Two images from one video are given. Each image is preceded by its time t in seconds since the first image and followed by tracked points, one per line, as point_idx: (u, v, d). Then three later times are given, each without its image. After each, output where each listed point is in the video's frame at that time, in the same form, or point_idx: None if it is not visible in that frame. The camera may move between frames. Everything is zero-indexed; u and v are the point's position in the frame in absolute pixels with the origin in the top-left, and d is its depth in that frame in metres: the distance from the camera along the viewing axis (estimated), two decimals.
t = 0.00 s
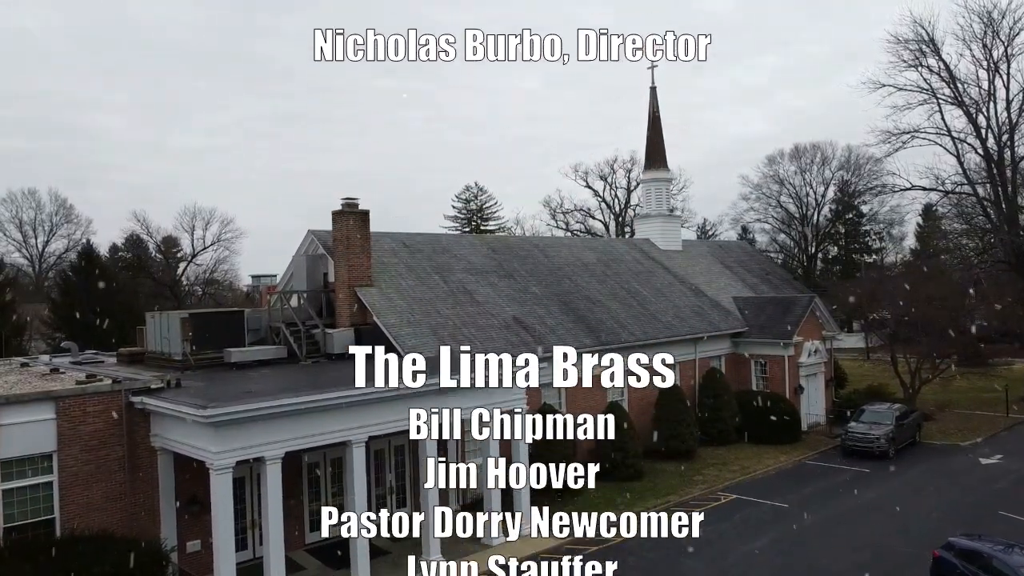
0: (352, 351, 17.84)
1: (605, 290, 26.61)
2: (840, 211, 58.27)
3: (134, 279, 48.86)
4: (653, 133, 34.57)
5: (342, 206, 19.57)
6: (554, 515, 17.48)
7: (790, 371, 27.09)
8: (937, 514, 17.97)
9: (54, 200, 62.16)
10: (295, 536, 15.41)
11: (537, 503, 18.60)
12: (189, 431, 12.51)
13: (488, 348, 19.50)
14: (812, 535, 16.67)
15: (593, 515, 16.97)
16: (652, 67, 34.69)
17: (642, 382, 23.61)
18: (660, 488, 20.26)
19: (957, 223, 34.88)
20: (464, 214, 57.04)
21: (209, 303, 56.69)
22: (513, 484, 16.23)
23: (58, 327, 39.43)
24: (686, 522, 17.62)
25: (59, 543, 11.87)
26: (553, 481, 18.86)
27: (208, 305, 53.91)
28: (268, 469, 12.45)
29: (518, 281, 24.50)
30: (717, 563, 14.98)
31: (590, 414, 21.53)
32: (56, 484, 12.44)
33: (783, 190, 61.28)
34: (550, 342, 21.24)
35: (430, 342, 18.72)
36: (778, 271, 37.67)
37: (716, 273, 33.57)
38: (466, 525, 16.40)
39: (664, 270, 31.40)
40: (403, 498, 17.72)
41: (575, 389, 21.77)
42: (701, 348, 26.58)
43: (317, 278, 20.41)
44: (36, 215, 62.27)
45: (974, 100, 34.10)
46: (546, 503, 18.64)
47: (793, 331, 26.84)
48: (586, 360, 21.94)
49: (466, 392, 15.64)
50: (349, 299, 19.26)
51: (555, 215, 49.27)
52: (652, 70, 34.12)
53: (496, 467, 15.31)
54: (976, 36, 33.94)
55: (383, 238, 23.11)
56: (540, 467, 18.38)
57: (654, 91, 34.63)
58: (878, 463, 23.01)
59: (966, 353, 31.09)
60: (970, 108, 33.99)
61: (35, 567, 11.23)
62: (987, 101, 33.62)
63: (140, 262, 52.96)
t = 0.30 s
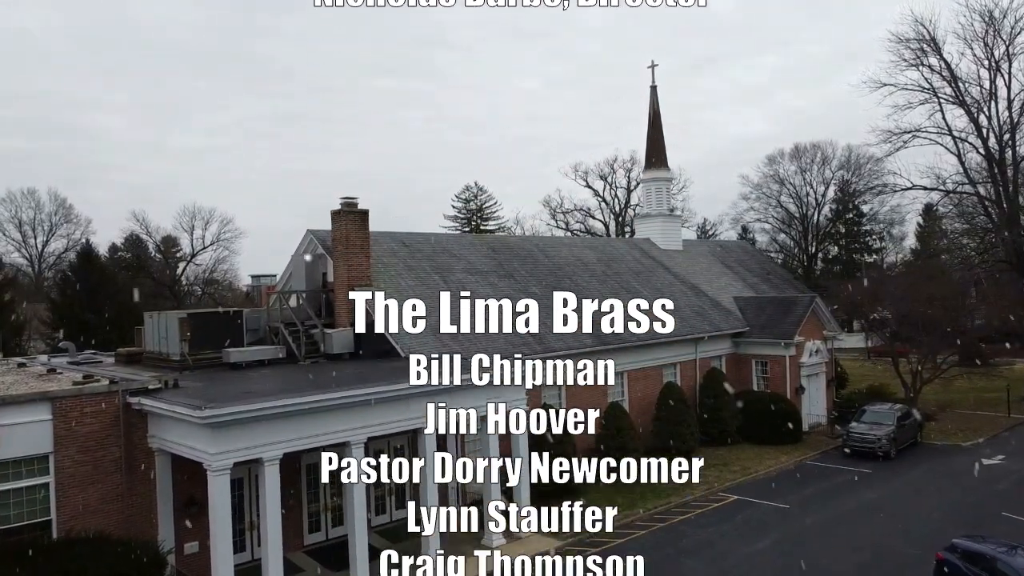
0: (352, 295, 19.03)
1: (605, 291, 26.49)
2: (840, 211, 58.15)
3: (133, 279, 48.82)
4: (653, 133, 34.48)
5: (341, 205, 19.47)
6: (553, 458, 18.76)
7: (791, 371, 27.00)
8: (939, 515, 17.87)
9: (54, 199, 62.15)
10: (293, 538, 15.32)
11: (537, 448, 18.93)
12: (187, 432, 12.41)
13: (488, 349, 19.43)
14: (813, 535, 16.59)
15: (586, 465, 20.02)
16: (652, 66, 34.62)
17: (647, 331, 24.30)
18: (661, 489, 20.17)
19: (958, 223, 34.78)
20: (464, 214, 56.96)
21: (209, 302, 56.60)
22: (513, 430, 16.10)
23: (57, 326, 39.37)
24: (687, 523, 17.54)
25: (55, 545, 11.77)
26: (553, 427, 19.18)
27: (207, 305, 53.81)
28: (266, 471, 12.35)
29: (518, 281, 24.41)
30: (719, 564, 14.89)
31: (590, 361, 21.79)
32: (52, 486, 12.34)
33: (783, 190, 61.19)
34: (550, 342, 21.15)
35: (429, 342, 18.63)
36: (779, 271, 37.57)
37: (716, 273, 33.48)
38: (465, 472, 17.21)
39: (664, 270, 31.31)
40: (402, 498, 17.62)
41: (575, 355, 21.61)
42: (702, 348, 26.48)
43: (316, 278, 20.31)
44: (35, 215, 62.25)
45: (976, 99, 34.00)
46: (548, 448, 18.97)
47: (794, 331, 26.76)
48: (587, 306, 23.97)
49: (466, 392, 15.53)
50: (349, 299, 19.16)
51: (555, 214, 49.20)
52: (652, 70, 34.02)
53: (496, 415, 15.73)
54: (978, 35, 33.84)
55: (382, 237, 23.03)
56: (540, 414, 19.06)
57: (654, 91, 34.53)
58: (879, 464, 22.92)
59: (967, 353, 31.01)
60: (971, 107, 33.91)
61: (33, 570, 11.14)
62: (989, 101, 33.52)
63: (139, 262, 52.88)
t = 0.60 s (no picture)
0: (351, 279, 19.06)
1: (606, 291, 26.37)
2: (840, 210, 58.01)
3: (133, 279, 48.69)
4: (653, 132, 34.36)
5: (340, 205, 19.34)
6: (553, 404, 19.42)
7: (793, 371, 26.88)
8: (942, 516, 17.74)
9: (53, 199, 62.01)
10: (292, 540, 15.20)
11: (538, 430, 18.87)
12: (184, 434, 12.29)
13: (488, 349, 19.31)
14: (815, 537, 16.46)
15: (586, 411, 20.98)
16: (653, 65, 34.47)
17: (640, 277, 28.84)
18: (661, 490, 20.05)
19: (959, 222, 34.64)
20: (463, 213, 56.82)
21: (208, 302, 56.45)
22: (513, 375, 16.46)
23: (56, 327, 39.23)
24: (689, 524, 17.41)
25: (51, 547, 11.63)
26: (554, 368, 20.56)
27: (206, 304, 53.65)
28: (264, 472, 12.23)
29: (518, 281, 24.29)
30: (721, 566, 14.76)
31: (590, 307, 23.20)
32: (48, 488, 12.21)
33: (784, 189, 61.06)
34: (550, 342, 21.03)
35: (429, 342, 18.51)
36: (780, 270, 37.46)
37: (717, 273, 33.35)
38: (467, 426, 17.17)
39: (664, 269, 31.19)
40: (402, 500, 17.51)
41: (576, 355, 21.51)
42: (702, 348, 26.34)
43: (315, 278, 20.19)
44: (35, 214, 62.13)
45: (978, 98, 33.87)
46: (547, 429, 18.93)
47: (795, 331, 26.62)
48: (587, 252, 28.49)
49: (466, 393, 15.41)
50: (348, 299, 19.04)
51: (555, 214, 49.06)
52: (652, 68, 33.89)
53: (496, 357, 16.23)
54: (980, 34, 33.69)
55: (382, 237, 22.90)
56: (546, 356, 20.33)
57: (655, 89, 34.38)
58: (881, 464, 22.80)
59: (968, 353, 30.91)
60: (973, 107, 33.77)
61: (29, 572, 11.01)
62: (991, 100, 33.38)
63: (138, 262, 52.74)
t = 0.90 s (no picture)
0: (350, 279, 18.88)
1: (606, 290, 26.22)
2: (841, 210, 57.86)
3: (131, 279, 48.52)
4: (654, 132, 34.19)
5: (339, 204, 19.16)
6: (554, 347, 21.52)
7: (795, 371, 26.73)
8: (946, 517, 17.61)
9: (52, 199, 61.91)
10: (288, 543, 15.03)
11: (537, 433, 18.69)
12: (180, 436, 12.14)
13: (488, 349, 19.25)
14: (818, 539, 16.32)
15: (587, 355, 20.89)
16: (653, 64, 34.31)
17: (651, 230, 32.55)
18: (661, 491, 19.90)
19: (960, 222, 34.41)
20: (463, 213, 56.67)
21: (208, 301, 56.29)
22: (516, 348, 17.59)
23: (54, 326, 39.08)
24: (691, 526, 17.27)
25: (44, 550, 11.46)
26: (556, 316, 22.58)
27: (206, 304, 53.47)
28: (261, 474, 12.07)
29: (517, 280, 24.13)
30: (724, 569, 14.59)
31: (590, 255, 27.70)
32: (42, 491, 12.04)
33: (784, 189, 60.91)
34: (552, 342, 20.85)
35: (428, 343, 18.42)
36: (781, 270, 37.28)
37: (718, 273, 33.20)
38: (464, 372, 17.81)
39: (665, 269, 31.02)
40: (400, 502, 17.34)
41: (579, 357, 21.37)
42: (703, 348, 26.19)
43: (313, 278, 20.05)
44: (34, 214, 62.01)
45: (980, 97, 33.70)
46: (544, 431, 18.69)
47: (798, 331, 26.44)
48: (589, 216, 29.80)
49: (467, 394, 15.30)
50: (347, 299, 18.90)
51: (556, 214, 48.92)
52: (653, 68, 33.73)
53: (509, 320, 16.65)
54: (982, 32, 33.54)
55: (381, 236, 22.75)
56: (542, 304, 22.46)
57: (655, 89, 34.22)
58: (883, 466, 22.65)
59: (969, 352, 30.71)
60: (975, 106, 33.62)
61: None
62: (993, 99, 33.22)
63: (138, 262, 52.57)
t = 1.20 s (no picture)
0: (349, 279, 18.73)
1: (607, 290, 26.08)
2: (841, 210, 57.70)
3: (131, 279, 48.40)
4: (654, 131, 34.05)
5: (337, 203, 19.01)
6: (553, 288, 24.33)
7: (797, 371, 26.59)
8: (950, 519, 17.46)
9: (52, 199, 61.79)
10: (285, 546, 14.88)
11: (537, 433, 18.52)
12: (176, 437, 12.00)
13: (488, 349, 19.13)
14: (820, 541, 16.16)
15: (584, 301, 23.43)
16: (654, 63, 34.17)
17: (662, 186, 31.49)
18: (663, 492, 19.76)
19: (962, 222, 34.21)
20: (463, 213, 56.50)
21: (207, 301, 56.18)
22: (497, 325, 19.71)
23: (53, 327, 38.98)
24: (692, 528, 17.13)
25: (39, 554, 11.33)
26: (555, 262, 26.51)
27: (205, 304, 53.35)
28: (258, 477, 11.92)
29: (517, 280, 23.98)
30: (726, 572, 14.43)
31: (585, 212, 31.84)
32: (36, 494, 11.90)
33: (784, 189, 60.78)
34: (552, 342, 20.69)
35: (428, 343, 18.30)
36: (782, 270, 37.12)
37: (718, 273, 33.05)
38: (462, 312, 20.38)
39: (666, 269, 30.88)
40: (399, 504, 17.20)
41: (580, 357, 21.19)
42: (705, 348, 26.04)
43: (312, 278, 19.92)
44: (33, 214, 61.91)
45: (982, 96, 33.53)
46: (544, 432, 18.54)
47: (799, 331, 26.30)
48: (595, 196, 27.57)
49: (467, 395, 15.17)
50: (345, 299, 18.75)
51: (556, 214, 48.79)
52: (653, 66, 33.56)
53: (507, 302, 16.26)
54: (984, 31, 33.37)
55: (380, 236, 22.62)
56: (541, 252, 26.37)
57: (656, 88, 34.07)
58: (885, 466, 22.51)
59: (970, 352, 30.51)
60: (977, 105, 33.45)
61: None
62: (995, 97, 33.06)
63: (137, 262, 52.45)
